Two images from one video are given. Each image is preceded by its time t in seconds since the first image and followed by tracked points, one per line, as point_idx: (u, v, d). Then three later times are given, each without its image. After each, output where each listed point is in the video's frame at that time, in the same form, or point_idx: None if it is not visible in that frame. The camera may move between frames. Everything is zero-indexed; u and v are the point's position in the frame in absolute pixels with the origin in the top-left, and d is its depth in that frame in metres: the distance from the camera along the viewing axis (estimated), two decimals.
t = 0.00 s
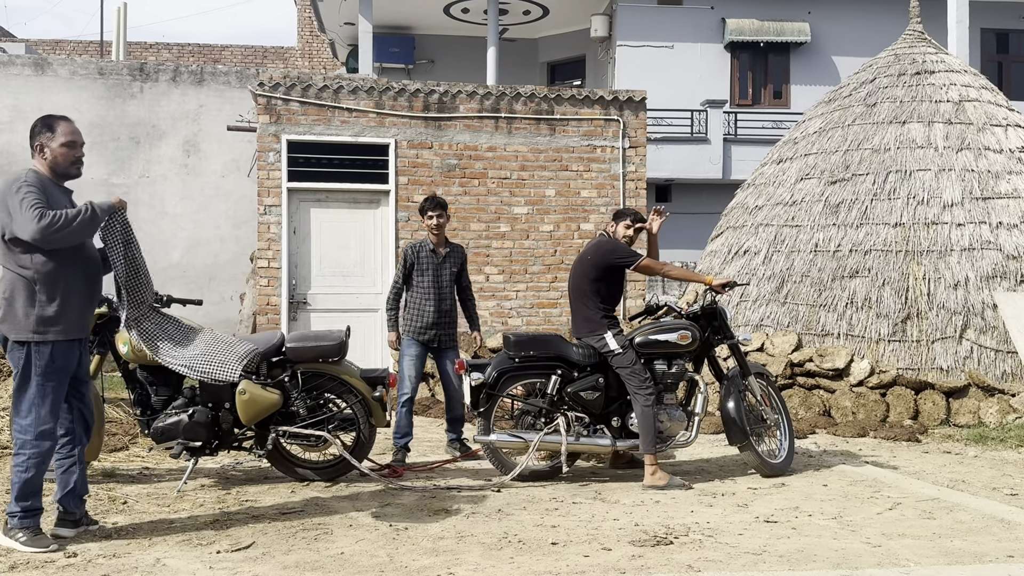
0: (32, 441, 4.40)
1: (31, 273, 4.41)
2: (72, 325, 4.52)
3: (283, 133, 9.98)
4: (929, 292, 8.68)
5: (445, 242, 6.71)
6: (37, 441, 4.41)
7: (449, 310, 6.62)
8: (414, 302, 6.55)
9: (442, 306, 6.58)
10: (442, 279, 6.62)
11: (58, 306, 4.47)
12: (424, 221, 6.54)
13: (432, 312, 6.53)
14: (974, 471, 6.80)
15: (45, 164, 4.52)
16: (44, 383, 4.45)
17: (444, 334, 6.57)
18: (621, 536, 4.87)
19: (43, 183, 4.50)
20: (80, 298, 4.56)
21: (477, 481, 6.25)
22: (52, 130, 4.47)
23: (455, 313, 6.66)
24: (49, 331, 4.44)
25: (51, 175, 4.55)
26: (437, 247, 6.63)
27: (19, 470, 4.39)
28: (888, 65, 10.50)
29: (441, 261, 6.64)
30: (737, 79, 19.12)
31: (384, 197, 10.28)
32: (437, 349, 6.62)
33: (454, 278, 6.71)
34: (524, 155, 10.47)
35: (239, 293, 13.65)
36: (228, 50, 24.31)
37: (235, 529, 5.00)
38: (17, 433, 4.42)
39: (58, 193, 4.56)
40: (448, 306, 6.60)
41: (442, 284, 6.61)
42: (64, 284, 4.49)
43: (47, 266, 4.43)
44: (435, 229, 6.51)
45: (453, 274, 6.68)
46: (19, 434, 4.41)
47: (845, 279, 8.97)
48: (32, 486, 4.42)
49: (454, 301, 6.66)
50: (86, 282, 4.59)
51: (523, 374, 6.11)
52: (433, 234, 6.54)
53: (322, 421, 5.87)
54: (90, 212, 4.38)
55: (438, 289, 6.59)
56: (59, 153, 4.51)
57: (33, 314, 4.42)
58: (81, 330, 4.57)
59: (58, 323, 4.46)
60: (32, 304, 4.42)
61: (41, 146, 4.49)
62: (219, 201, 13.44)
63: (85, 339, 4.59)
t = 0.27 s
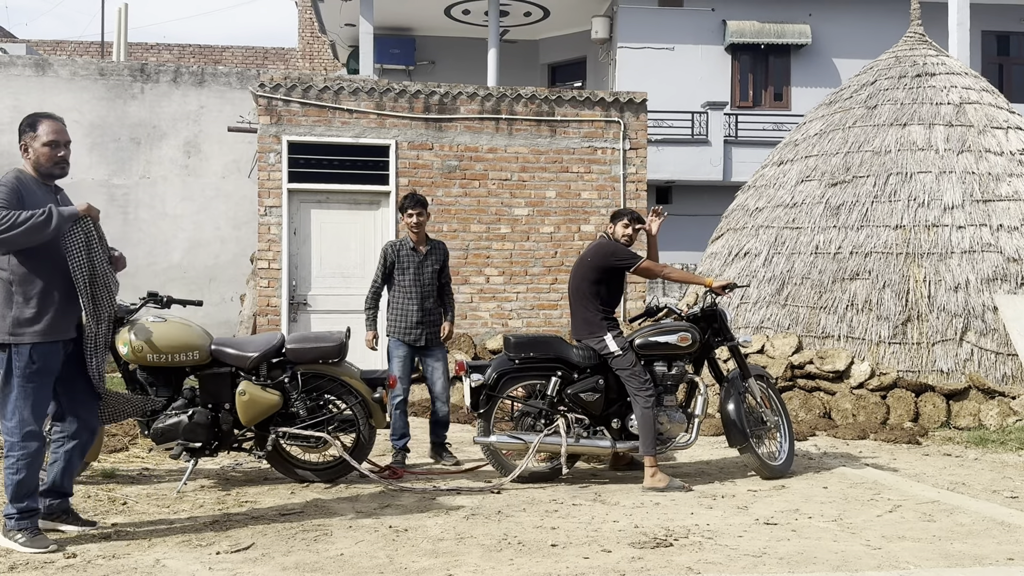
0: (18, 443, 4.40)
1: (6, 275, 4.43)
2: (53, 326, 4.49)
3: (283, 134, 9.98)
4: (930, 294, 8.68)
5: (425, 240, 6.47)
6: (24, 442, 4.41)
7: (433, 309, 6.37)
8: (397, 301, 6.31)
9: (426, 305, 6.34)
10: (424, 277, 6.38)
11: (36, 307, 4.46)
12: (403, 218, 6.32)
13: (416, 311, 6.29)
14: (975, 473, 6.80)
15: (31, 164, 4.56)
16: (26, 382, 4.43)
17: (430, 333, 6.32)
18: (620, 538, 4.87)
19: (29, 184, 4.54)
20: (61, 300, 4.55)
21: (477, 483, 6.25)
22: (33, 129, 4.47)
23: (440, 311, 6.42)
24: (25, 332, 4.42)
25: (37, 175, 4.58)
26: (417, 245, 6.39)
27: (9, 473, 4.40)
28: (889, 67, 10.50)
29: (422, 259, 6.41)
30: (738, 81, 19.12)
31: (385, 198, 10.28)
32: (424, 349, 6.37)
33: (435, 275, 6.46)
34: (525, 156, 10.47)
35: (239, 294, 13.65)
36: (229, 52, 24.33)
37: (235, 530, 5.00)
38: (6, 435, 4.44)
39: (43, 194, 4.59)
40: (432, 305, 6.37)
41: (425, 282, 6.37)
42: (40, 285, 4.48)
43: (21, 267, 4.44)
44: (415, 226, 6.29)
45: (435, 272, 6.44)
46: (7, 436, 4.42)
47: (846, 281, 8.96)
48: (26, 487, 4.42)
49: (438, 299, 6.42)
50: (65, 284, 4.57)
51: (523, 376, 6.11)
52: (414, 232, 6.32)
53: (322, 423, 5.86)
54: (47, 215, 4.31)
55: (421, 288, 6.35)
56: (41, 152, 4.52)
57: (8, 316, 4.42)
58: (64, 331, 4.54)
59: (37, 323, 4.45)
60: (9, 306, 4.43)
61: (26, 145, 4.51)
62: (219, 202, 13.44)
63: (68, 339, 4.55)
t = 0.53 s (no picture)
0: (17, 443, 4.40)
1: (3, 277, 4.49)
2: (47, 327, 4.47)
3: (284, 135, 9.99)
4: (930, 297, 8.69)
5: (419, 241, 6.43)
6: (22, 442, 4.40)
7: (428, 311, 6.36)
8: (391, 303, 6.28)
9: (421, 307, 6.32)
10: (419, 279, 6.35)
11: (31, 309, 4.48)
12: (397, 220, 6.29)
13: (410, 313, 6.27)
14: (975, 476, 6.80)
15: (27, 166, 4.57)
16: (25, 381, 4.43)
17: (424, 334, 6.30)
18: (620, 540, 4.87)
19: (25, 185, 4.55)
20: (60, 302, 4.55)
21: (477, 484, 6.25)
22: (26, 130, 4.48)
23: (433, 313, 6.40)
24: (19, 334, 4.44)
25: (34, 176, 4.59)
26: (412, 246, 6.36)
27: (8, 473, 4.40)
28: (890, 70, 10.50)
29: (417, 260, 6.38)
30: (739, 83, 19.13)
31: (386, 200, 10.29)
32: (417, 351, 6.36)
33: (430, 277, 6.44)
34: (525, 158, 10.48)
35: (239, 296, 13.65)
36: (229, 53, 24.34)
37: (234, 531, 5.00)
38: (5, 435, 4.44)
39: (41, 196, 4.59)
40: (426, 306, 6.35)
41: (420, 283, 6.35)
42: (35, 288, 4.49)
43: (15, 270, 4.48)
44: (410, 227, 6.25)
45: (429, 274, 6.41)
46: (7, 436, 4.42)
47: (846, 283, 8.97)
48: (25, 487, 4.41)
49: (432, 300, 6.40)
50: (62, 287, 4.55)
51: (523, 378, 6.11)
52: (409, 233, 6.28)
53: (322, 424, 5.85)
54: (19, 229, 4.26)
55: (416, 289, 6.32)
56: (36, 154, 4.52)
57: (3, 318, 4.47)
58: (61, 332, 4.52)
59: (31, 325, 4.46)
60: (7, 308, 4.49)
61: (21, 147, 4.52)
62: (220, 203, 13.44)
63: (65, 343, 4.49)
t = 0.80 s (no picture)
0: (19, 443, 4.39)
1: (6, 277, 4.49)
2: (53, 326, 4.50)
3: (284, 137, 9.98)
4: (929, 300, 8.68)
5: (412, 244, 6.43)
6: (24, 443, 4.40)
7: (423, 313, 6.35)
8: (386, 307, 6.29)
9: (416, 310, 6.31)
10: (413, 282, 6.35)
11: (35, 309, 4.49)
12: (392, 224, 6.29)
13: (404, 315, 6.27)
14: (974, 479, 6.79)
15: (28, 167, 4.57)
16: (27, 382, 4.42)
17: (419, 336, 6.29)
18: (618, 543, 4.86)
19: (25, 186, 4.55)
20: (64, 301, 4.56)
21: (476, 487, 6.25)
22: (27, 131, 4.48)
23: (428, 315, 6.39)
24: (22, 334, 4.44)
25: (35, 178, 4.59)
26: (406, 250, 6.36)
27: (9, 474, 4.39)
28: (890, 73, 10.50)
29: (411, 262, 6.38)
30: (739, 86, 19.12)
31: (385, 202, 10.29)
32: (413, 354, 6.35)
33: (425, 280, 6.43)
34: (525, 160, 10.48)
35: (238, 297, 13.65)
36: (230, 55, 24.36)
37: (232, 533, 4.99)
38: (7, 435, 4.44)
39: (44, 196, 4.59)
40: (421, 308, 6.34)
41: (414, 286, 6.35)
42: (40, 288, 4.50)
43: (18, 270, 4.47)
44: (405, 231, 6.25)
45: (424, 276, 6.41)
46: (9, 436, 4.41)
47: (846, 286, 8.96)
48: (25, 487, 4.42)
49: (427, 303, 6.39)
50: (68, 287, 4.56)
51: (522, 380, 6.11)
52: (403, 237, 6.28)
53: (321, 426, 5.85)
54: (27, 234, 4.26)
55: (410, 292, 6.32)
56: (37, 156, 4.52)
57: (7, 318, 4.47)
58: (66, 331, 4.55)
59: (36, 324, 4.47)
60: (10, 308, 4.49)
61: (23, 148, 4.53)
62: (219, 205, 13.44)
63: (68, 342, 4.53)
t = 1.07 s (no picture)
0: (24, 445, 4.39)
1: (13, 278, 4.44)
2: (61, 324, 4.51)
3: (284, 139, 9.99)
4: (929, 304, 8.69)
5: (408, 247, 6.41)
6: (29, 444, 4.40)
7: (419, 316, 6.35)
8: (381, 310, 6.29)
9: (412, 313, 6.31)
10: (409, 285, 6.34)
11: (41, 308, 4.47)
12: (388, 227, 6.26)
13: (400, 318, 6.27)
14: (974, 483, 6.79)
15: (32, 170, 4.56)
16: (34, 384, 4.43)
17: (414, 339, 6.29)
18: (619, 546, 4.86)
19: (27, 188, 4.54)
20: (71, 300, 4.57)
21: (475, 489, 6.25)
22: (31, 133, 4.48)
23: (425, 317, 6.39)
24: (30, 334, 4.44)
25: (38, 180, 4.58)
26: (402, 252, 6.34)
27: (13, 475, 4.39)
28: (889, 77, 10.51)
29: (407, 265, 6.37)
30: (738, 89, 19.13)
31: (385, 204, 10.30)
32: (409, 356, 6.35)
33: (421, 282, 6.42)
34: (525, 163, 10.48)
35: (238, 299, 13.65)
36: (230, 58, 24.38)
37: (233, 535, 4.99)
38: (12, 436, 4.43)
39: (47, 199, 4.59)
40: (417, 311, 6.34)
41: (409, 290, 6.34)
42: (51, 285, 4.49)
43: (27, 271, 4.44)
44: (401, 235, 6.22)
45: (420, 279, 6.40)
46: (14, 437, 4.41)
47: (845, 289, 8.97)
48: (28, 488, 4.42)
49: (423, 305, 6.39)
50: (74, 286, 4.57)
51: (521, 382, 6.11)
52: (399, 240, 6.26)
53: (321, 429, 5.84)
54: (49, 233, 4.32)
55: (406, 295, 6.32)
56: (40, 159, 4.51)
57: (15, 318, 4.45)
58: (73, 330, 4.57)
59: (43, 324, 4.46)
60: (16, 308, 4.46)
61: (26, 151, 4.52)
62: (219, 207, 13.44)
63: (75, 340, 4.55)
